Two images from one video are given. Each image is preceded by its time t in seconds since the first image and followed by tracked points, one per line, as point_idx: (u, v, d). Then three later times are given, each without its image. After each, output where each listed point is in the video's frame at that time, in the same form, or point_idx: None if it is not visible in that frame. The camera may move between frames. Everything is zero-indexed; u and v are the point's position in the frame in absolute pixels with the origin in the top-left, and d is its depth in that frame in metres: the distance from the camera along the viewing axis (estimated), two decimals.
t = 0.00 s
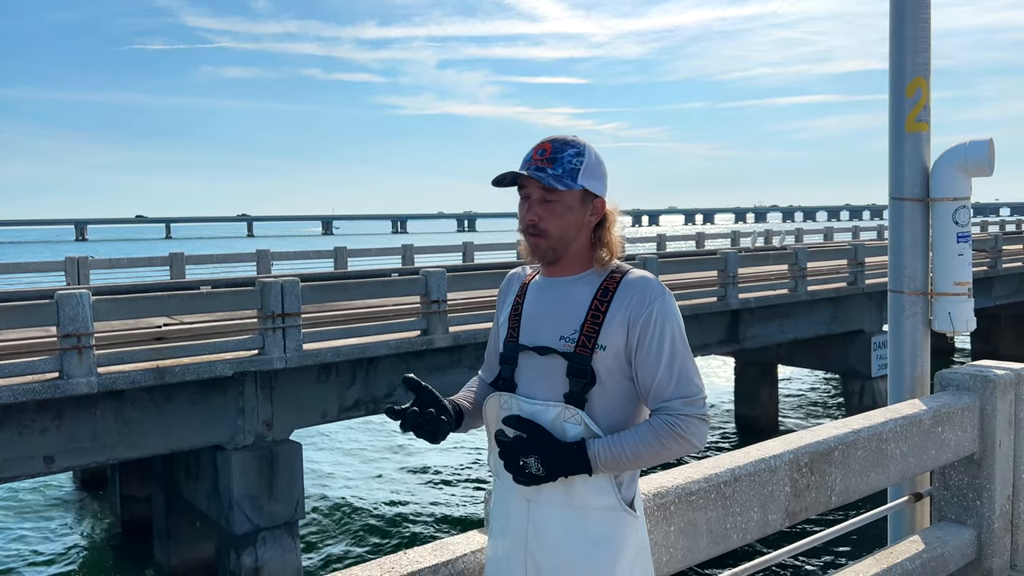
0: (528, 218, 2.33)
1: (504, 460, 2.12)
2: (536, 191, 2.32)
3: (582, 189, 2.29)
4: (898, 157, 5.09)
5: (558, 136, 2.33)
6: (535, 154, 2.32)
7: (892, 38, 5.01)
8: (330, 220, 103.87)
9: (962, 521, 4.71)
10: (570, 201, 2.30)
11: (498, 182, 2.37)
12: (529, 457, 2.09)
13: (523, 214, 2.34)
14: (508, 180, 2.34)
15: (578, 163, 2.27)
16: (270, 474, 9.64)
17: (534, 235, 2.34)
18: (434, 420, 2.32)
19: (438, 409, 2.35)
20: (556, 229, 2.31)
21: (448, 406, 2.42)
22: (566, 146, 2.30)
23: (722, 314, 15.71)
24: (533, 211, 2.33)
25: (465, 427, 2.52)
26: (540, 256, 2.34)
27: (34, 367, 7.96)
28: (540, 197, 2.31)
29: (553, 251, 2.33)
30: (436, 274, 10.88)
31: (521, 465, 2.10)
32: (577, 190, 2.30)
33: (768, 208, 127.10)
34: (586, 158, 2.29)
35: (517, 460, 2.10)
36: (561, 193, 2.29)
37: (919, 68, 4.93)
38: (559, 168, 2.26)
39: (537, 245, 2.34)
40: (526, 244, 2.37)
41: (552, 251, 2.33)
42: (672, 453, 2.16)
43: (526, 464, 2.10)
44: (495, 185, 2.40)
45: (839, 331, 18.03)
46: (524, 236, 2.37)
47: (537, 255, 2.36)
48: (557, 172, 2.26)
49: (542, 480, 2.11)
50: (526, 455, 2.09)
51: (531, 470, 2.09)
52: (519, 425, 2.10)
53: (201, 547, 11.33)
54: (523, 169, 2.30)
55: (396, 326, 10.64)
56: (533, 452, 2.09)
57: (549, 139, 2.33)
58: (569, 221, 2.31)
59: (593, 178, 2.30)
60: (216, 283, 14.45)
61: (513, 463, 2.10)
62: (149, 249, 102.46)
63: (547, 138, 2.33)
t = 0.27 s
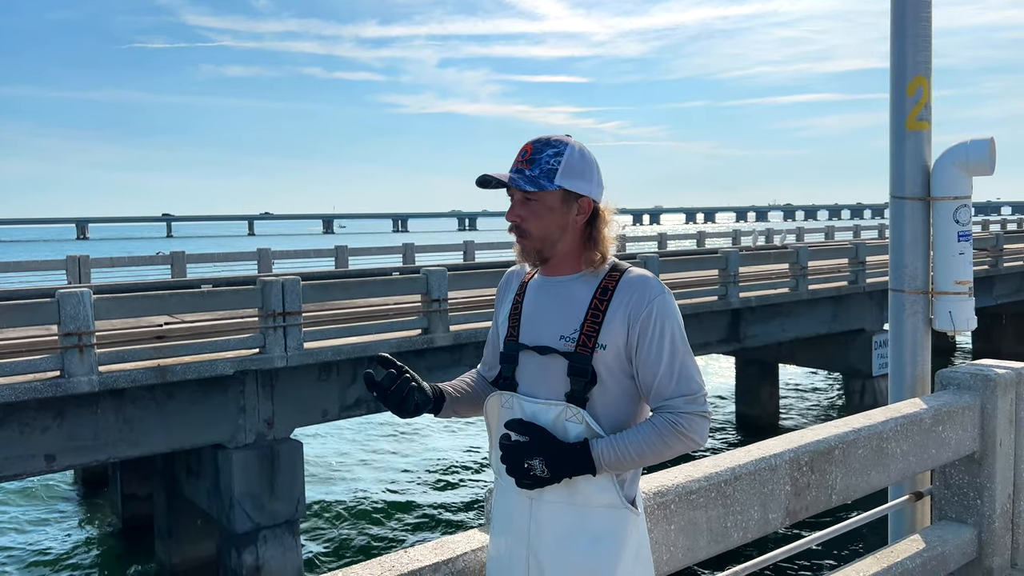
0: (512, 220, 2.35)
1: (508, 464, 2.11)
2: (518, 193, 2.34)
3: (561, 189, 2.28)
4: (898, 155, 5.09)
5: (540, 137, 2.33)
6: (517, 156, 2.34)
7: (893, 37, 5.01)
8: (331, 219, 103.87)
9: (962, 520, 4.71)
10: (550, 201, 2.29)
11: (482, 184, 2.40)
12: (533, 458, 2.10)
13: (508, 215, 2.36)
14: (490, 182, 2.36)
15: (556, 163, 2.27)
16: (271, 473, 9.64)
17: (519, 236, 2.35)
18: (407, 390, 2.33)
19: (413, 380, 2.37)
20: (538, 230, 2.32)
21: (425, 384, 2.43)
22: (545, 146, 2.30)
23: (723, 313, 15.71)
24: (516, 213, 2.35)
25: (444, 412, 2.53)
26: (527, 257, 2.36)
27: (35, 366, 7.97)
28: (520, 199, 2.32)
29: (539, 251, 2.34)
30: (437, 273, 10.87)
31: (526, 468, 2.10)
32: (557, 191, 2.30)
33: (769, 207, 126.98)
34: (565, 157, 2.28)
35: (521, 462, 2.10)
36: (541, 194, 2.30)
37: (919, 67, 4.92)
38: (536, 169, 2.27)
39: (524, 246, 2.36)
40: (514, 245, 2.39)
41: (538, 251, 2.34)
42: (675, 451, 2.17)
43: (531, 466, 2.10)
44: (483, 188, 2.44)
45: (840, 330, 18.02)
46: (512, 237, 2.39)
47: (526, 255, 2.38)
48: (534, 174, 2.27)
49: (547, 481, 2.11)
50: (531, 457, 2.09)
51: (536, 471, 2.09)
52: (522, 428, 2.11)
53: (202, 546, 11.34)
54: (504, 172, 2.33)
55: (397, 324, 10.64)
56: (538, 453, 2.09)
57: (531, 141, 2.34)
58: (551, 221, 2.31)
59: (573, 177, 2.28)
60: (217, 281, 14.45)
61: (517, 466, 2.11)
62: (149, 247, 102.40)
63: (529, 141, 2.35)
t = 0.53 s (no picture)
0: (511, 220, 2.35)
1: (508, 462, 2.13)
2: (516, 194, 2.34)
3: (560, 189, 2.28)
4: (900, 155, 5.09)
5: (537, 137, 2.33)
6: (515, 158, 2.34)
7: (895, 36, 5.00)
8: (332, 218, 103.88)
9: (964, 520, 4.70)
10: (549, 201, 2.29)
11: (480, 185, 2.40)
12: (533, 456, 2.11)
13: (506, 216, 2.36)
14: (489, 183, 2.36)
15: (554, 164, 2.27)
16: (273, 472, 9.65)
17: (518, 236, 2.35)
18: (397, 375, 2.34)
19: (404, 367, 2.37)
20: (538, 230, 2.32)
21: (419, 373, 2.44)
22: (543, 147, 2.30)
23: (725, 312, 15.70)
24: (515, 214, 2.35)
25: (438, 403, 2.55)
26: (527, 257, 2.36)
27: (37, 365, 7.99)
28: (519, 200, 2.32)
29: (538, 252, 2.34)
30: (438, 272, 10.88)
31: (526, 465, 2.11)
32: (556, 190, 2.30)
33: (771, 207, 126.86)
34: (563, 157, 2.28)
35: (521, 459, 2.12)
36: (540, 195, 2.29)
37: (921, 67, 4.92)
38: (534, 170, 2.27)
39: (523, 246, 2.36)
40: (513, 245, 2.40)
41: (537, 252, 2.35)
42: (675, 448, 2.17)
43: (531, 464, 2.12)
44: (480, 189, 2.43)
45: (842, 329, 18.01)
46: (511, 237, 2.39)
47: (526, 255, 2.38)
48: (532, 175, 2.27)
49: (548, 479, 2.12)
50: (530, 454, 2.11)
51: (535, 469, 2.10)
52: (523, 427, 2.13)
53: (203, 544, 11.35)
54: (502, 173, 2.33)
55: (398, 324, 10.64)
56: (538, 450, 2.10)
57: (528, 141, 2.34)
58: (550, 221, 2.31)
59: (572, 177, 2.28)
60: (218, 281, 14.45)
61: (517, 463, 2.12)
62: (151, 246, 102.41)
63: (526, 141, 2.35)
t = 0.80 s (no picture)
0: (513, 221, 2.36)
1: (513, 454, 2.09)
2: (518, 195, 2.34)
3: (563, 191, 2.28)
4: (903, 155, 5.08)
5: (539, 138, 2.34)
6: (517, 159, 2.34)
7: (897, 36, 5.00)
8: (335, 218, 103.96)
9: (966, 520, 4.70)
10: (552, 203, 2.30)
11: (482, 186, 2.40)
12: (538, 450, 2.08)
13: (508, 217, 2.36)
14: (491, 184, 2.36)
15: (557, 166, 2.27)
16: (275, 472, 9.67)
17: (520, 237, 2.35)
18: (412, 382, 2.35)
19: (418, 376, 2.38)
20: (540, 231, 2.32)
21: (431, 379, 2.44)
22: (545, 149, 2.31)
23: (727, 312, 15.70)
24: (517, 214, 2.35)
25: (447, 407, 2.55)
26: (529, 258, 2.36)
27: (41, 364, 8.01)
28: (521, 202, 2.32)
29: (540, 252, 2.34)
30: (441, 272, 10.89)
31: (530, 459, 2.08)
32: (558, 192, 2.30)
33: (774, 207, 126.68)
34: (566, 159, 2.28)
35: (526, 453, 2.08)
36: (542, 196, 2.30)
37: (924, 66, 4.92)
38: (537, 172, 2.28)
39: (525, 247, 2.36)
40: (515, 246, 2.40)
41: (540, 253, 2.35)
42: (677, 449, 2.17)
43: (535, 458, 2.08)
44: (481, 189, 2.43)
45: (844, 329, 17.99)
46: (512, 238, 2.39)
47: (527, 255, 2.38)
48: (535, 176, 2.27)
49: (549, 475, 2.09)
50: (536, 449, 2.07)
51: (539, 463, 2.07)
52: (531, 417, 2.09)
53: (206, 544, 11.37)
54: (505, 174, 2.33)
55: (401, 323, 10.65)
56: (543, 445, 2.07)
57: (531, 142, 2.34)
58: (553, 223, 2.32)
59: (575, 179, 2.29)
60: (221, 281, 14.46)
61: (521, 456, 2.08)
62: (154, 246, 102.53)
63: (528, 142, 2.35)
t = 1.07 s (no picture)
0: (514, 222, 2.36)
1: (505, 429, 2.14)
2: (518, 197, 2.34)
3: (563, 192, 2.28)
4: (906, 155, 5.08)
5: (539, 139, 2.34)
6: (517, 160, 2.34)
7: (900, 36, 5.00)
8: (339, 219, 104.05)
9: (970, 520, 4.70)
10: (552, 204, 2.30)
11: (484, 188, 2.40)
12: (528, 432, 2.10)
13: (509, 218, 2.36)
14: (491, 185, 2.36)
15: (557, 167, 2.28)
16: (278, 471, 9.68)
17: (521, 238, 2.36)
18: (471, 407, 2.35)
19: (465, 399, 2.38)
20: (541, 233, 2.33)
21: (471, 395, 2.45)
22: (545, 150, 2.31)
23: (730, 313, 15.67)
24: (517, 216, 2.35)
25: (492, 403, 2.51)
26: (529, 260, 2.37)
27: (45, 364, 8.03)
28: (521, 203, 2.32)
29: (541, 254, 2.34)
30: (444, 272, 10.89)
31: (520, 439, 2.11)
32: (558, 194, 2.30)
33: (778, 207, 126.44)
34: (566, 160, 2.29)
35: (516, 432, 2.11)
36: (542, 198, 2.30)
37: (927, 66, 4.91)
38: (536, 173, 2.28)
39: (525, 248, 2.36)
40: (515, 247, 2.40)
41: (540, 254, 2.35)
42: (674, 446, 2.17)
43: (524, 439, 2.12)
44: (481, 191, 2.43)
45: (847, 330, 17.96)
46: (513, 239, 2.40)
47: (527, 257, 2.38)
48: (535, 177, 2.28)
49: (539, 458, 2.12)
50: (525, 430, 2.10)
51: (528, 445, 2.10)
52: (533, 400, 2.06)
53: (210, 544, 11.38)
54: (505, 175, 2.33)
55: (404, 323, 10.66)
56: (532, 428, 2.09)
57: (531, 143, 2.34)
58: (553, 224, 2.32)
59: (575, 180, 2.28)
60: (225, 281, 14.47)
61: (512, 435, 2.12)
62: (158, 247, 102.67)
63: (528, 143, 2.36)
